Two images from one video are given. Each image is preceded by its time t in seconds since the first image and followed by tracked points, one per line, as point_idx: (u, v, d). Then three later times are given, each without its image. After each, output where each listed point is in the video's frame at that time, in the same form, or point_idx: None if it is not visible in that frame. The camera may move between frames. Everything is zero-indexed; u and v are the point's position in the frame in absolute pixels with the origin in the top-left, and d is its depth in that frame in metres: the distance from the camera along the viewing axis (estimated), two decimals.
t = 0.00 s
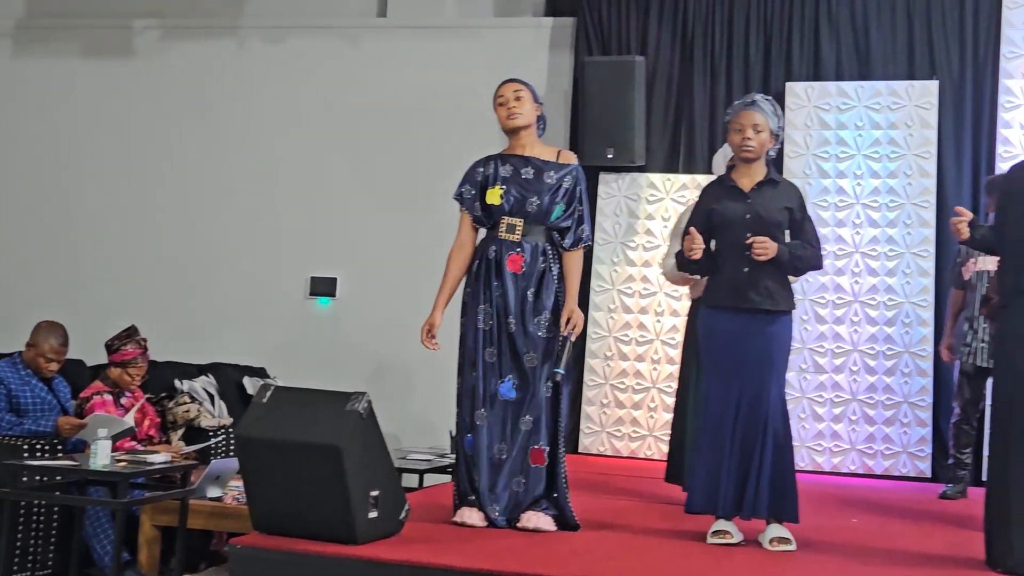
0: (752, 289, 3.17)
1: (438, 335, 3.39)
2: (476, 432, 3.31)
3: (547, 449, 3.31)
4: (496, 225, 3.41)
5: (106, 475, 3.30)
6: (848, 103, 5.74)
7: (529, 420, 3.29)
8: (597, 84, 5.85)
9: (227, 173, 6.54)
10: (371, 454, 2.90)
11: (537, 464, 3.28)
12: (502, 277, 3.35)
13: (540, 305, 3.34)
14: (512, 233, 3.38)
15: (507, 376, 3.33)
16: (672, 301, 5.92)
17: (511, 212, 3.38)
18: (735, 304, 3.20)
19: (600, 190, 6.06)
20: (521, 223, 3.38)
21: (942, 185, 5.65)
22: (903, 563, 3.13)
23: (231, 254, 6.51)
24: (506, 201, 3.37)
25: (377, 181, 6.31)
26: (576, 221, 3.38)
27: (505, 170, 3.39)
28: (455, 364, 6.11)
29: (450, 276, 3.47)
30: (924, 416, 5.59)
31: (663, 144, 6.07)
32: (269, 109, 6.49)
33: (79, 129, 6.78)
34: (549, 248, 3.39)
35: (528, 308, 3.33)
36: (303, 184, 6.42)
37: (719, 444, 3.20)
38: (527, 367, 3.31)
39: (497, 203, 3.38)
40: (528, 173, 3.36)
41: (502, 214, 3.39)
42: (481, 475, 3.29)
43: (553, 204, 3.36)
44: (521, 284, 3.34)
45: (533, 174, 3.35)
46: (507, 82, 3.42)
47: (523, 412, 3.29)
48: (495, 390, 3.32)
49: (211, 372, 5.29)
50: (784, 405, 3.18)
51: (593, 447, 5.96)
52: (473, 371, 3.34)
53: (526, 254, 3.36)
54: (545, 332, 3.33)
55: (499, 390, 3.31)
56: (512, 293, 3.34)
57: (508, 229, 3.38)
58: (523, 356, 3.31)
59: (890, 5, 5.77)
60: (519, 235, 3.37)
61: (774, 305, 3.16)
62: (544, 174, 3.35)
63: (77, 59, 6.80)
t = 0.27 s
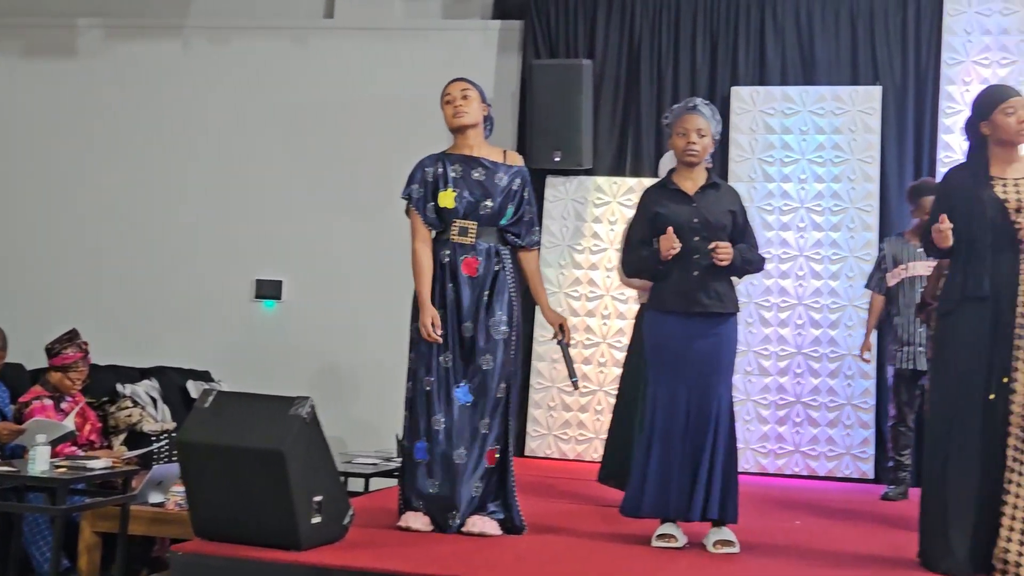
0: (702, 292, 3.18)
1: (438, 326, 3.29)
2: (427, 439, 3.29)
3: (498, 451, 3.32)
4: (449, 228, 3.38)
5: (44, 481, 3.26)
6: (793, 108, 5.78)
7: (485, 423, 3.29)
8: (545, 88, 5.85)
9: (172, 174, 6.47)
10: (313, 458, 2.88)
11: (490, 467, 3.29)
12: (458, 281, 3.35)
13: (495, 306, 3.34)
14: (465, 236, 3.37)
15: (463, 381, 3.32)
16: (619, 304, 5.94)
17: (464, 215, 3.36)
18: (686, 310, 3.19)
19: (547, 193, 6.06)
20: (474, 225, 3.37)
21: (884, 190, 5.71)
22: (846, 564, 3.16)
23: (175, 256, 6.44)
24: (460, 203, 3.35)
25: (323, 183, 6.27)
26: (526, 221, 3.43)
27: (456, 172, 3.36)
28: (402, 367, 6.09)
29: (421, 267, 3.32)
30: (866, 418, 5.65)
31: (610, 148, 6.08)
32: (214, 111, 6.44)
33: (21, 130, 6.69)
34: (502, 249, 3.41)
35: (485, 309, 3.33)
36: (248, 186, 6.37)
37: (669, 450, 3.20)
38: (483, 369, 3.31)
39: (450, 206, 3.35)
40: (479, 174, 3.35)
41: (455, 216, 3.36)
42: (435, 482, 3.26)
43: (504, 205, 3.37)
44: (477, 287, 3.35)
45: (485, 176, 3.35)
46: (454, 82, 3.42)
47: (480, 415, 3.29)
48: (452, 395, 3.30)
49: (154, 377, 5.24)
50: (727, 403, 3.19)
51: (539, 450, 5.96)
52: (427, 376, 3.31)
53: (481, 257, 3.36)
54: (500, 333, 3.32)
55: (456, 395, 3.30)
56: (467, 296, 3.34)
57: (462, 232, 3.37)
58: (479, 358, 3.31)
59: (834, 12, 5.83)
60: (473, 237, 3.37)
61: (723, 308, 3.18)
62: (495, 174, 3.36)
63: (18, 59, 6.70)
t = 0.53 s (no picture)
0: (644, 292, 3.20)
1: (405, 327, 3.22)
2: (380, 442, 3.25)
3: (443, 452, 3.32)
4: (402, 228, 3.36)
5: None
6: (735, 110, 5.82)
7: (434, 426, 3.28)
8: (488, 88, 5.85)
9: (114, 174, 6.40)
10: (252, 460, 2.86)
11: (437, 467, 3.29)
12: (412, 280, 3.33)
13: (446, 305, 3.34)
14: (418, 235, 3.35)
15: (414, 382, 3.30)
16: (562, 304, 5.95)
17: (417, 214, 3.35)
18: (636, 310, 3.20)
19: (491, 193, 6.06)
20: (427, 224, 3.36)
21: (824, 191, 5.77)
22: (785, 563, 3.19)
23: (115, 256, 6.37)
24: (412, 202, 3.33)
25: (265, 183, 6.23)
26: (474, 221, 3.46)
27: (407, 172, 3.34)
28: (345, 368, 6.07)
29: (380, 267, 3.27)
30: (807, 417, 5.70)
31: (553, 149, 6.09)
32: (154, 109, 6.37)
33: None
34: (454, 247, 3.41)
35: (438, 307, 3.33)
36: (189, 185, 6.31)
37: (616, 452, 3.20)
38: (433, 370, 3.30)
39: (403, 205, 3.33)
40: (432, 172, 3.35)
41: (407, 216, 3.34)
42: (387, 485, 3.22)
43: (456, 203, 3.40)
44: (430, 286, 3.33)
45: (438, 174, 3.35)
46: (404, 83, 3.40)
47: (430, 418, 3.28)
48: (404, 396, 3.29)
49: (93, 378, 5.18)
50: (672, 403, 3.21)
51: (483, 450, 5.96)
52: (381, 378, 3.28)
53: (434, 255, 3.35)
54: (451, 332, 3.33)
55: (408, 396, 3.28)
56: (422, 295, 3.33)
57: (415, 231, 3.35)
58: (431, 358, 3.31)
59: (774, 15, 5.89)
60: (426, 235, 3.36)
61: (672, 307, 3.19)
62: (447, 173, 3.37)
63: None
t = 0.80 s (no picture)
0: (595, 292, 3.21)
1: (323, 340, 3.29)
2: (333, 442, 3.25)
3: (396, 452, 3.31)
4: (355, 227, 3.38)
5: None
6: (684, 110, 5.85)
7: (389, 425, 3.27)
8: (438, 87, 5.84)
9: (58, 171, 6.33)
10: (199, 462, 2.84)
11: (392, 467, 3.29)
12: (365, 279, 3.33)
13: (402, 304, 3.33)
14: (371, 234, 3.36)
15: (369, 381, 3.30)
16: (512, 303, 5.95)
17: (369, 212, 3.36)
18: (591, 309, 3.21)
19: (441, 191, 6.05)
20: (379, 223, 3.37)
21: (772, 191, 5.82)
22: (732, 561, 3.21)
23: (60, 254, 6.30)
24: (364, 201, 3.35)
25: (213, 181, 6.18)
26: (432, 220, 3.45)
27: (361, 171, 3.37)
28: (295, 367, 6.04)
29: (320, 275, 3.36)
30: (755, 415, 5.74)
31: (503, 148, 6.10)
32: (99, 106, 6.30)
33: None
34: (409, 247, 3.41)
35: (393, 307, 3.32)
36: (136, 183, 6.25)
37: (567, 449, 3.19)
38: (388, 369, 3.29)
39: (354, 205, 3.36)
40: (385, 172, 3.36)
41: (360, 214, 3.36)
42: (337, 482, 3.23)
43: (411, 203, 3.39)
44: (382, 286, 3.33)
45: (391, 174, 3.36)
46: (371, 83, 3.43)
47: (385, 417, 3.27)
48: (358, 395, 3.29)
49: (37, 378, 5.12)
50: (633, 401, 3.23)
51: (433, 449, 5.96)
52: (334, 380, 3.28)
53: (387, 254, 3.35)
54: (406, 332, 3.32)
55: (363, 397, 3.28)
56: (375, 294, 3.32)
57: (368, 230, 3.37)
58: (384, 357, 3.29)
59: (723, 16, 5.93)
60: (378, 235, 3.37)
61: (625, 306, 3.20)
62: (401, 173, 3.37)
63: None
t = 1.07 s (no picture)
0: (545, 291, 3.22)
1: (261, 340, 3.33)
2: (279, 442, 3.25)
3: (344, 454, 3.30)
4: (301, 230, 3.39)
5: None
6: (636, 108, 5.87)
7: (335, 426, 3.26)
8: (389, 85, 5.83)
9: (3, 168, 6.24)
10: (144, 464, 2.82)
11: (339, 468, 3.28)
12: (307, 281, 3.32)
13: (347, 306, 3.31)
14: (314, 236, 3.35)
15: (315, 382, 3.29)
16: (464, 301, 5.94)
17: (312, 215, 3.35)
18: (546, 311, 3.23)
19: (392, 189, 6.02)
20: (322, 226, 3.35)
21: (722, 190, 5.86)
22: (681, 558, 3.23)
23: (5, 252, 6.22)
24: (306, 204, 3.36)
25: (162, 178, 6.12)
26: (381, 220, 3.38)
27: (306, 174, 3.38)
28: (245, 365, 6.01)
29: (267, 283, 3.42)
30: (705, 412, 5.77)
31: (455, 147, 6.09)
32: (45, 102, 6.22)
33: None
34: (355, 248, 3.36)
35: (334, 310, 3.30)
36: (83, 179, 6.18)
37: (518, 448, 3.19)
38: (332, 371, 3.27)
39: (297, 208, 3.37)
40: (329, 174, 3.36)
41: (304, 217, 3.36)
42: (284, 481, 3.23)
43: (354, 204, 3.34)
44: (324, 288, 3.31)
45: (332, 176, 3.35)
46: (333, 82, 3.42)
47: (330, 418, 3.26)
48: (304, 397, 3.28)
49: None
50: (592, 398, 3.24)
51: (384, 448, 5.94)
52: (279, 378, 3.27)
53: (327, 257, 3.33)
54: (352, 334, 3.30)
55: (308, 398, 3.27)
56: (317, 296, 3.30)
57: (311, 232, 3.36)
58: (327, 360, 3.27)
59: (673, 15, 5.95)
60: (320, 237, 3.35)
61: (579, 308, 3.22)
62: (343, 175, 3.35)
63: None
